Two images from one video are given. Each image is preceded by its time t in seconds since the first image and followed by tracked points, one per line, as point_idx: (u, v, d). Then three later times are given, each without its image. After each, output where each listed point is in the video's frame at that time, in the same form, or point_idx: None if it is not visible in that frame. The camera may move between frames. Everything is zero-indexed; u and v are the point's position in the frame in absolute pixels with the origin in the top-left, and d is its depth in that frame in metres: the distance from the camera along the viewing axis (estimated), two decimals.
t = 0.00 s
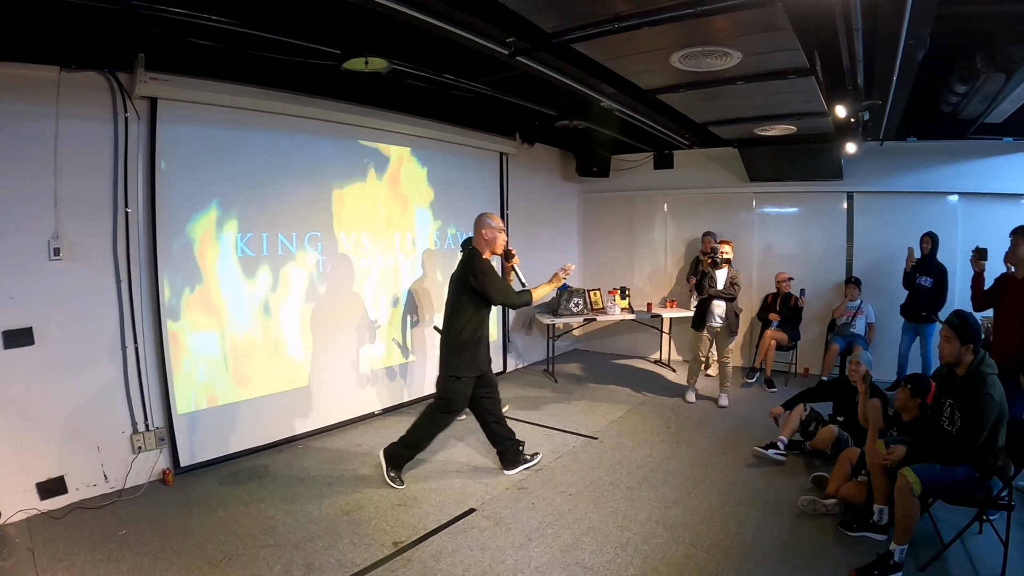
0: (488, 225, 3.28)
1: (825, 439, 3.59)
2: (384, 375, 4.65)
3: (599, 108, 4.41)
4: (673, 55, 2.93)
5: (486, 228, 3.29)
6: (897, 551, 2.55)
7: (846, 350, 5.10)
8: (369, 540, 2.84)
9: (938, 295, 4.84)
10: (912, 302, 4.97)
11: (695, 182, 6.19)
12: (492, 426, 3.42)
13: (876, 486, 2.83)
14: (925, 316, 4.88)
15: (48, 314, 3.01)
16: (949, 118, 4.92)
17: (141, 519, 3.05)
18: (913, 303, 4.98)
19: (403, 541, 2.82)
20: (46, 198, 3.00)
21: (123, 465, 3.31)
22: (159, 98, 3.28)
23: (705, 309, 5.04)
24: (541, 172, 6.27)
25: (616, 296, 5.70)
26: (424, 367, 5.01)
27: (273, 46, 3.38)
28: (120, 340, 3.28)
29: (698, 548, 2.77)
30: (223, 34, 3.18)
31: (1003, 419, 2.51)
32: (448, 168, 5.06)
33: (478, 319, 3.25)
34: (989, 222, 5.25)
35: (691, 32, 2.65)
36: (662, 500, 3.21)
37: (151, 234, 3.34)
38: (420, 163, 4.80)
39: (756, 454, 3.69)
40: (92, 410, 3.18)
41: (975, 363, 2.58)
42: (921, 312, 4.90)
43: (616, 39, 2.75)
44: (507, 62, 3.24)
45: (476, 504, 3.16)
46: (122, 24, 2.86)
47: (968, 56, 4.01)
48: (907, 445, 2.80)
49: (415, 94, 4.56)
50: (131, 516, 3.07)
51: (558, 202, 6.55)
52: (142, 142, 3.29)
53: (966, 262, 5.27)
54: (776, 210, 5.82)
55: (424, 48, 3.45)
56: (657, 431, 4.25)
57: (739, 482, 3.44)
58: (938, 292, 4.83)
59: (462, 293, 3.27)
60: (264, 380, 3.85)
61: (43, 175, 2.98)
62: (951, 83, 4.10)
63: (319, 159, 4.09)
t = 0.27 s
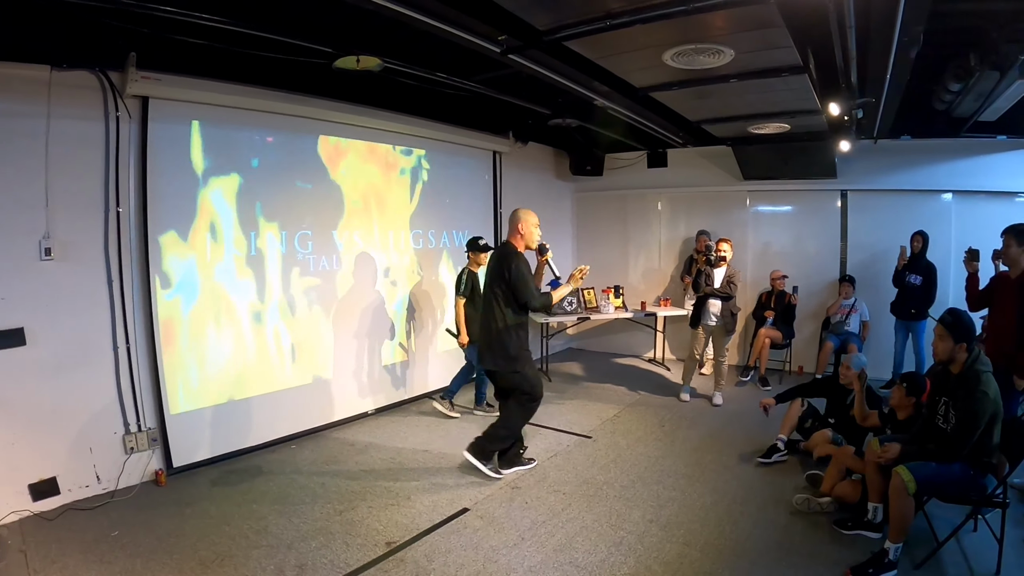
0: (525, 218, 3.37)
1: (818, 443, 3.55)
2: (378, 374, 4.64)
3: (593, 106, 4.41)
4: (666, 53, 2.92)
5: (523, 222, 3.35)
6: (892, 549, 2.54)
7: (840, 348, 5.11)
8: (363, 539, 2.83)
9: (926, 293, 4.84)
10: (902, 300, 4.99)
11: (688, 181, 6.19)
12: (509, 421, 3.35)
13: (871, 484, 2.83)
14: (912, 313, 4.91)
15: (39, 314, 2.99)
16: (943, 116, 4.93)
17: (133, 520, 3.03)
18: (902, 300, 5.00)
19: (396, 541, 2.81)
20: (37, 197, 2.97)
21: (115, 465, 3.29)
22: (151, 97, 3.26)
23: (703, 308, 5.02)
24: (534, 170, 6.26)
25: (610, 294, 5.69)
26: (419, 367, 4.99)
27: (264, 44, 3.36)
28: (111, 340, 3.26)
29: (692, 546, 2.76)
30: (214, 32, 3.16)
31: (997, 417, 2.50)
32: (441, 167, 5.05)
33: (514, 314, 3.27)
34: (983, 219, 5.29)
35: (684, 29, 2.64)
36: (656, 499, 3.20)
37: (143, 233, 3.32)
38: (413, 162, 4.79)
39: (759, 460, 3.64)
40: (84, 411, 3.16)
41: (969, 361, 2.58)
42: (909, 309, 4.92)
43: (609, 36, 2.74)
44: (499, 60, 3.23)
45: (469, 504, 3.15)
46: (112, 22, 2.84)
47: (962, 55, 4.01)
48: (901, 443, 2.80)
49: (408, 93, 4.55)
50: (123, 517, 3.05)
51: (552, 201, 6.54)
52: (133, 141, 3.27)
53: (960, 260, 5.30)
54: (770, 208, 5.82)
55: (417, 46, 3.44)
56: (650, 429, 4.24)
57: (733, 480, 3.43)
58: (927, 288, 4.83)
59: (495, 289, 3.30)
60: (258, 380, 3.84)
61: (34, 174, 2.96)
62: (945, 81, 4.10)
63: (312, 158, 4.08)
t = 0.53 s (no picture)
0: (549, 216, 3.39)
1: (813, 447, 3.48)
2: (373, 374, 4.62)
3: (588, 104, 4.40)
4: (660, 51, 2.91)
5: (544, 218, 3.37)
6: (888, 548, 2.54)
7: (835, 347, 5.10)
8: (356, 540, 2.81)
9: (920, 291, 4.85)
10: (895, 298, 4.99)
11: (684, 179, 6.18)
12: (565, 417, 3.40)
13: (866, 483, 2.82)
14: (907, 311, 4.91)
15: (31, 314, 2.97)
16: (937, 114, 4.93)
17: (126, 521, 3.01)
18: (897, 298, 4.99)
19: (389, 541, 2.79)
20: (29, 196, 2.95)
21: (108, 466, 3.27)
22: (144, 96, 3.24)
23: (697, 305, 5.02)
24: (529, 169, 6.25)
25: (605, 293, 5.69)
26: (414, 366, 4.97)
27: (257, 42, 3.34)
28: (105, 340, 3.24)
29: (687, 546, 2.75)
30: (206, 31, 3.14)
31: (994, 414, 2.49)
32: (436, 166, 5.04)
33: (543, 311, 3.28)
34: (978, 218, 5.28)
35: (679, 26, 2.63)
36: (651, 498, 3.19)
37: (136, 232, 3.30)
38: (408, 161, 4.77)
39: (755, 463, 3.61)
40: (78, 411, 3.15)
41: (964, 359, 2.57)
42: (905, 308, 4.91)
43: (604, 34, 2.72)
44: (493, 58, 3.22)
45: (463, 503, 3.13)
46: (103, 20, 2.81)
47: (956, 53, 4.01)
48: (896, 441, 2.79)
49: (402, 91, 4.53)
50: (116, 518, 3.03)
51: (546, 200, 6.53)
52: (126, 140, 3.25)
53: (955, 258, 5.29)
54: (766, 207, 5.81)
55: (410, 43, 3.42)
56: (645, 428, 4.23)
57: (728, 479, 3.42)
58: (920, 286, 4.83)
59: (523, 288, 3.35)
60: (253, 380, 3.83)
61: (26, 173, 2.94)
62: (939, 79, 4.10)
63: (306, 157, 4.06)
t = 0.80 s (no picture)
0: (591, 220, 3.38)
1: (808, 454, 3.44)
2: (367, 375, 4.60)
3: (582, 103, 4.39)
4: (653, 49, 2.90)
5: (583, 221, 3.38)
6: (884, 548, 2.53)
7: (831, 345, 5.10)
8: (350, 541, 2.80)
9: (913, 289, 4.85)
10: (889, 296, 4.98)
11: (679, 178, 6.17)
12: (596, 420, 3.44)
13: (862, 482, 2.81)
14: (903, 309, 4.90)
15: (24, 316, 2.95)
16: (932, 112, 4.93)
17: (120, 523, 2.99)
18: (890, 296, 4.99)
19: (383, 542, 2.78)
20: (22, 197, 2.93)
21: (102, 468, 3.26)
22: (136, 96, 3.22)
23: (694, 304, 5.03)
24: (524, 169, 6.24)
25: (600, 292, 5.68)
26: (409, 366, 4.96)
27: (250, 42, 3.32)
28: (97, 342, 3.22)
29: (682, 546, 2.74)
30: (198, 30, 3.12)
31: (990, 413, 2.47)
32: (431, 165, 5.02)
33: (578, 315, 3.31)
34: (974, 215, 5.27)
35: (675, 23, 2.61)
36: (646, 498, 3.18)
37: (129, 234, 3.28)
38: (402, 160, 4.76)
39: (750, 462, 3.60)
40: (71, 413, 3.13)
41: (961, 357, 2.56)
42: (900, 305, 4.90)
43: (597, 31, 2.71)
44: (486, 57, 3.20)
45: (458, 504, 3.12)
46: (94, 20, 2.79)
47: (952, 50, 4.00)
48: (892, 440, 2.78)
49: (395, 91, 4.52)
50: (109, 520, 3.02)
51: (542, 199, 6.53)
52: (119, 142, 3.23)
53: (951, 256, 5.28)
54: (762, 205, 5.80)
55: (404, 42, 3.41)
56: (640, 428, 4.22)
57: (724, 479, 3.41)
58: (914, 284, 4.83)
59: (558, 291, 3.39)
60: (249, 380, 3.83)
61: (17, 175, 2.92)
62: (935, 77, 4.09)
63: (299, 157, 4.04)
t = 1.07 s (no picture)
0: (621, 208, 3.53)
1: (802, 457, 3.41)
2: (363, 374, 4.59)
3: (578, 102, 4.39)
4: (648, 47, 2.89)
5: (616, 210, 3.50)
6: (880, 545, 2.53)
7: (826, 343, 5.10)
8: (346, 541, 2.79)
9: (908, 284, 4.87)
10: (883, 294, 4.98)
11: (674, 177, 6.18)
12: (599, 413, 3.50)
13: (858, 480, 2.81)
14: (896, 306, 4.91)
15: (18, 316, 2.93)
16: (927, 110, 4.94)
17: (115, 524, 2.98)
18: (884, 294, 4.99)
19: (379, 541, 2.77)
20: (15, 197, 2.92)
21: (97, 469, 3.24)
22: (130, 95, 3.21)
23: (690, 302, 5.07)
24: (519, 168, 6.23)
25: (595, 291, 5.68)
26: (405, 365, 4.96)
27: (244, 40, 3.31)
28: (92, 342, 3.20)
29: (679, 544, 2.74)
30: (192, 29, 3.10)
31: (986, 410, 2.49)
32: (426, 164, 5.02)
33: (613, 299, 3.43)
34: (969, 213, 5.28)
35: (670, 21, 2.61)
36: (642, 497, 3.17)
37: (123, 233, 3.26)
38: (397, 159, 4.75)
39: (746, 461, 3.59)
40: (66, 414, 3.11)
41: (957, 355, 2.56)
42: (894, 303, 4.90)
43: (593, 29, 2.70)
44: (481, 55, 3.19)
45: (454, 503, 3.12)
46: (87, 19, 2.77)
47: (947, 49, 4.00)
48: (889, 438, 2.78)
49: (390, 90, 4.51)
50: (104, 520, 3.00)
51: (537, 198, 6.52)
52: (113, 141, 3.22)
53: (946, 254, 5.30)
54: (757, 204, 5.81)
55: (399, 40, 3.40)
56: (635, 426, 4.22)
57: (720, 477, 3.41)
58: (907, 282, 4.85)
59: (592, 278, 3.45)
60: (245, 379, 3.82)
61: (9, 174, 2.90)
62: (930, 75, 4.09)
63: (295, 156, 4.03)
